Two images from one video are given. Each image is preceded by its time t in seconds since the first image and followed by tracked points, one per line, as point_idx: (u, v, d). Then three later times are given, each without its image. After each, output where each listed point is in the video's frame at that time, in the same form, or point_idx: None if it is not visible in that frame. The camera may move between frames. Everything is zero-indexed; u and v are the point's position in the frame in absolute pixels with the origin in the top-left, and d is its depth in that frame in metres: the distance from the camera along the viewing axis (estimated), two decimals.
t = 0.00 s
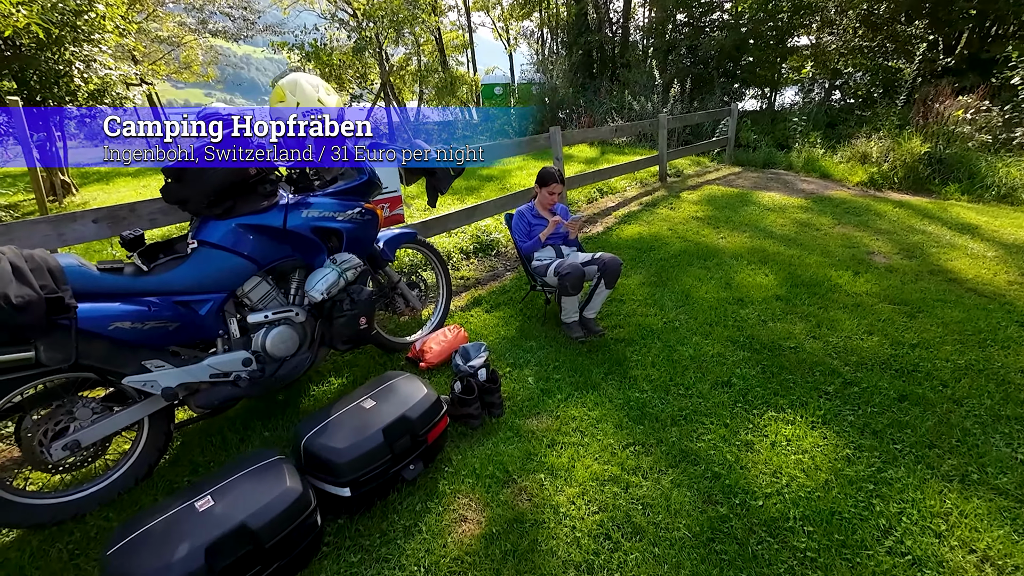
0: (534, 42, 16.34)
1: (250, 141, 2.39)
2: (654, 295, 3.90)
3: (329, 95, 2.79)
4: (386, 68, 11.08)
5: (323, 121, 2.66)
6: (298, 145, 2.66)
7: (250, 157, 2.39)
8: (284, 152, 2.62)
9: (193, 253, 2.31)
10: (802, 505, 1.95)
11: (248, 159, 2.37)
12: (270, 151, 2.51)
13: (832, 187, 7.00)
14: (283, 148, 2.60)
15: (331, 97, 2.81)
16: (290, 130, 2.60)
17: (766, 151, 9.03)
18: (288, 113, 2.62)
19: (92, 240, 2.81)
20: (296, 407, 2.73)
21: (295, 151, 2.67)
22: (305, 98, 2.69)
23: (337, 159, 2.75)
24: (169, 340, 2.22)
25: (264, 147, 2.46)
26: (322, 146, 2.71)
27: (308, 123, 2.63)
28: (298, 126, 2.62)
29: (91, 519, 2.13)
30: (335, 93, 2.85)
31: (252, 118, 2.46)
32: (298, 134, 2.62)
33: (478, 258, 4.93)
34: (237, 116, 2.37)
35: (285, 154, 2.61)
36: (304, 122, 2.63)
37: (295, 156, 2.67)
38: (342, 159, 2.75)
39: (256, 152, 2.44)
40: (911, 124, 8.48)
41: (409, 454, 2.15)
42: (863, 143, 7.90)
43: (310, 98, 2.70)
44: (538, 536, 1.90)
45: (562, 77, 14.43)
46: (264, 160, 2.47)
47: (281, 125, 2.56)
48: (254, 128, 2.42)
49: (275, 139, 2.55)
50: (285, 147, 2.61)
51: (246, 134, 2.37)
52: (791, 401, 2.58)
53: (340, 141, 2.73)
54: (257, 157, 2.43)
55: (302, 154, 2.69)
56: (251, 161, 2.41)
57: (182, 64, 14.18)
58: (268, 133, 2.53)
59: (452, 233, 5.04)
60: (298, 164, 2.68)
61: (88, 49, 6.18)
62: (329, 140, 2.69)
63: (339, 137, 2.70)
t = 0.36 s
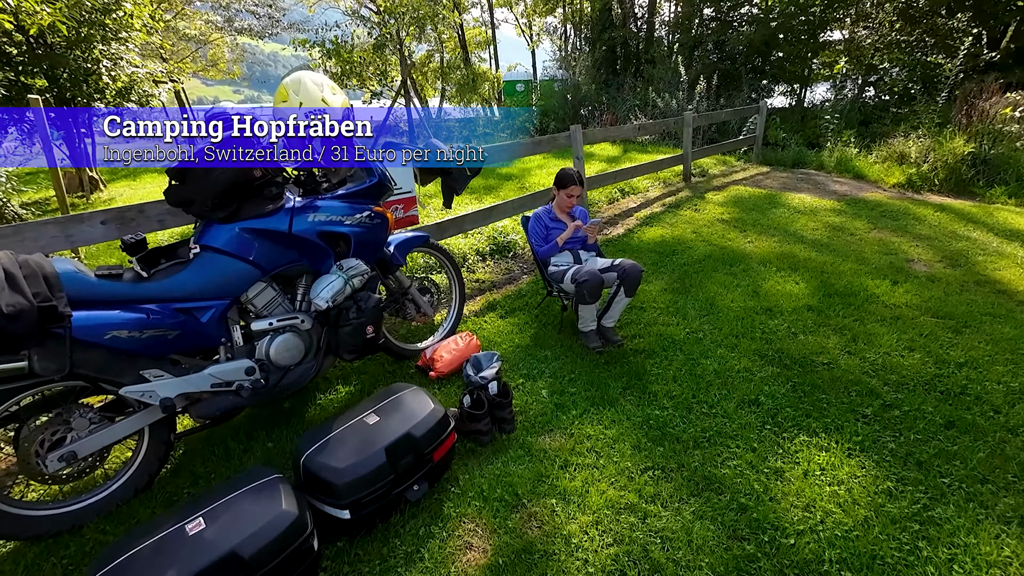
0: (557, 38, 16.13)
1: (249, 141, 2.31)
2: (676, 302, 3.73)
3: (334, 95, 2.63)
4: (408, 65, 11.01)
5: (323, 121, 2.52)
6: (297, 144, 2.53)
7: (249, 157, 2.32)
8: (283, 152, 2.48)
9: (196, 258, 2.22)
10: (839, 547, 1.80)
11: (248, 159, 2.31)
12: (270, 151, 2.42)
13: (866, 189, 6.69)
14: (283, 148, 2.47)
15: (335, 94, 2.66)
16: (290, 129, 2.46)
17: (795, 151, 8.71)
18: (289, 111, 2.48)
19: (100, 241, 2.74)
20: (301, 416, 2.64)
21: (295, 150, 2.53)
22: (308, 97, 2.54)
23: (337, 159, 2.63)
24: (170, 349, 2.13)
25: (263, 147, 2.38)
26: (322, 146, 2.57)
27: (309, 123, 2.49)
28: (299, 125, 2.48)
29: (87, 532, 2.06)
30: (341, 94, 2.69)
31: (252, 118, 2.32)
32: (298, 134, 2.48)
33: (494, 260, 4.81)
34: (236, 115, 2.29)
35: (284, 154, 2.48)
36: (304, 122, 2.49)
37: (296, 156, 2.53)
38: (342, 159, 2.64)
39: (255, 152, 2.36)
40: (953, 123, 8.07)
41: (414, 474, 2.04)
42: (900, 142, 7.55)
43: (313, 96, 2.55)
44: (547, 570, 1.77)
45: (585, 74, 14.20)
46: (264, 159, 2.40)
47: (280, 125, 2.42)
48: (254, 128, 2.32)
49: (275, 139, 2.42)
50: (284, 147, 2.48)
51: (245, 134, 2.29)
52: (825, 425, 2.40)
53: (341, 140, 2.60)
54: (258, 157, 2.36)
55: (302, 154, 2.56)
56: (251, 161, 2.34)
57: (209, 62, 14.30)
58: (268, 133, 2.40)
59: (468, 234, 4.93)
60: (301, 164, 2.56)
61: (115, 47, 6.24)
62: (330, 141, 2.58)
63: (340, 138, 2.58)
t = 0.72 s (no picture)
0: (575, 39, 16.00)
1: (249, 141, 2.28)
2: (692, 312, 3.62)
3: (337, 100, 2.59)
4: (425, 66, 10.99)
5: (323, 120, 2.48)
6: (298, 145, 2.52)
7: (249, 157, 2.28)
8: (284, 152, 2.47)
9: (199, 267, 2.19)
10: None
11: (248, 159, 2.27)
12: (270, 151, 2.41)
13: (892, 194, 6.47)
14: (284, 148, 2.47)
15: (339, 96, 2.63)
16: (290, 130, 2.46)
17: (819, 153, 8.48)
18: (291, 111, 2.47)
19: (109, 247, 2.72)
20: (305, 426, 2.59)
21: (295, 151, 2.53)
22: (309, 100, 2.51)
23: (337, 159, 2.61)
24: (172, 359, 2.10)
25: (264, 147, 2.36)
26: (322, 146, 2.53)
27: (309, 123, 2.47)
28: (299, 125, 2.47)
29: (86, 544, 2.03)
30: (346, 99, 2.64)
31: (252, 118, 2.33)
32: (298, 134, 2.47)
33: (506, 265, 4.73)
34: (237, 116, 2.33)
35: (285, 154, 2.48)
36: (304, 122, 2.47)
37: (295, 156, 2.53)
38: (342, 159, 2.61)
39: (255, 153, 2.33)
40: (985, 125, 7.78)
41: (415, 493, 1.97)
42: (929, 146, 7.29)
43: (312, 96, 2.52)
44: None
45: (603, 74, 14.04)
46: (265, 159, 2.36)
47: (280, 124, 2.42)
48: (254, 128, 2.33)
49: (275, 139, 2.40)
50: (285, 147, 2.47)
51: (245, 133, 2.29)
52: (849, 448, 2.28)
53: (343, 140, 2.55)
54: (258, 157, 2.33)
55: (302, 154, 2.55)
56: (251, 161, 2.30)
57: (230, 64, 14.39)
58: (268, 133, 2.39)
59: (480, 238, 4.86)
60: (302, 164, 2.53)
61: (137, 50, 6.32)
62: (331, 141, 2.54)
63: (340, 137, 2.52)
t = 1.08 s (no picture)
0: (585, 40, 15.96)
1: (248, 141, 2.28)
2: (696, 318, 3.57)
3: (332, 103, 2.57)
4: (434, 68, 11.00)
5: (323, 121, 2.50)
6: (298, 145, 2.52)
7: (248, 157, 2.27)
8: (284, 152, 2.47)
9: (196, 270, 2.19)
10: None
11: (248, 159, 2.27)
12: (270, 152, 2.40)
13: (905, 198, 6.36)
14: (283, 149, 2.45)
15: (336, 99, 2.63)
16: (290, 130, 2.45)
17: (831, 156, 8.36)
18: (290, 112, 2.46)
19: (111, 249, 2.73)
20: (302, 430, 2.59)
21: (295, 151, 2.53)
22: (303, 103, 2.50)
23: (337, 159, 2.60)
24: (167, 362, 2.10)
25: (264, 147, 2.35)
26: (322, 146, 2.56)
27: (309, 123, 2.47)
28: (299, 125, 2.47)
29: (80, 546, 2.04)
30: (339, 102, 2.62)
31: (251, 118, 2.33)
32: (298, 134, 2.47)
33: (510, 268, 4.71)
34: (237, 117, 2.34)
35: (285, 154, 2.47)
36: (304, 122, 2.47)
37: (294, 156, 2.54)
38: (342, 159, 2.60)
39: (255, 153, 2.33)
40: (1003, 128, 7.62)
41: (408, 500, 1.95)
42: (944, 149, 7.15)
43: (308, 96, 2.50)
44: None
45: (613, 76, 13.98)
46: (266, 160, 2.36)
47: (280, 125, 2.41)
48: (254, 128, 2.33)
49: (275, 139, 2.40)
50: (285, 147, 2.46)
51: (245, 133, 2.29)
52: (852, 460, 2.22)
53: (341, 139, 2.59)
54: (258, 157, 2.32)
55: (301, 154, 2.56)
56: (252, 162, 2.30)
57: (243, 66, 14.53)
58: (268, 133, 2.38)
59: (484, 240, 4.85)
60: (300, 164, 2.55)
61: (150, 53, 6.34)
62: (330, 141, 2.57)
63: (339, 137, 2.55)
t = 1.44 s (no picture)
0: (592, 42, 15.91)
1: (248, 142, 2.39)
2: (690, 323, 3.54)
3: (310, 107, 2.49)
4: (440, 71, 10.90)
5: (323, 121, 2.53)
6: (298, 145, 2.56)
7: (248, 156, 2.40)
8: (283, 152, 2.54)
9: (182, 275, 2.22)
10: None
11: (247, 159, 2.38)
12: (269, 151, 2.49)
13: (910, 202, 6.28)
14: (283, 148, 2.54)
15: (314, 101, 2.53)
16: (290, 130, 2.47)
17: (836, 159, 8.27)
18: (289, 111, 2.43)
19: (105, 252, 2.77)
20: (290, 432, 2.61)
21: (295, 151, 2.57)
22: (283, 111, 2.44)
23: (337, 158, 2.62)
24: (154, 366, 2.12)
25: (262, 147, 2.45)
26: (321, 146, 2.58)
27: (309, 123, 2.49)
28: (298, 125, 2.48)
29: (67, 546, 2.07)
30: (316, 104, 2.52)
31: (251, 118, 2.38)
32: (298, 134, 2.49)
33: (507, 271, 4.71)
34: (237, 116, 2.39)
35: (284, 154, 2.54)
36: (304, 122, 2.48)
37: (294, 156, 2.57)
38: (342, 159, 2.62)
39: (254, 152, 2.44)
40: (1012, 131, 7.49)
41: (387, 505, 1.96)
42: (951, 152, 7.06)
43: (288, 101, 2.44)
44: None
45: (619, 78, 13.92)
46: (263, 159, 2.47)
47: (280, 125, 2.45)
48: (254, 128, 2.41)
49: (275, 139, 2.48)
50: (284, 147, 2.52)
51: (245, 133, 2.38)
52: (838, 470, 2.20)
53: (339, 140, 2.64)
54: (258, 157, 2.44)
55: (302, 154, 2.59)
56: (251, 160, 2.42)
57: (251, 69, 14.64)
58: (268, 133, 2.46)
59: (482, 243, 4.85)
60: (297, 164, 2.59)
61: (158, 56, 6.13)
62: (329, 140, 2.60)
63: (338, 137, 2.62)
